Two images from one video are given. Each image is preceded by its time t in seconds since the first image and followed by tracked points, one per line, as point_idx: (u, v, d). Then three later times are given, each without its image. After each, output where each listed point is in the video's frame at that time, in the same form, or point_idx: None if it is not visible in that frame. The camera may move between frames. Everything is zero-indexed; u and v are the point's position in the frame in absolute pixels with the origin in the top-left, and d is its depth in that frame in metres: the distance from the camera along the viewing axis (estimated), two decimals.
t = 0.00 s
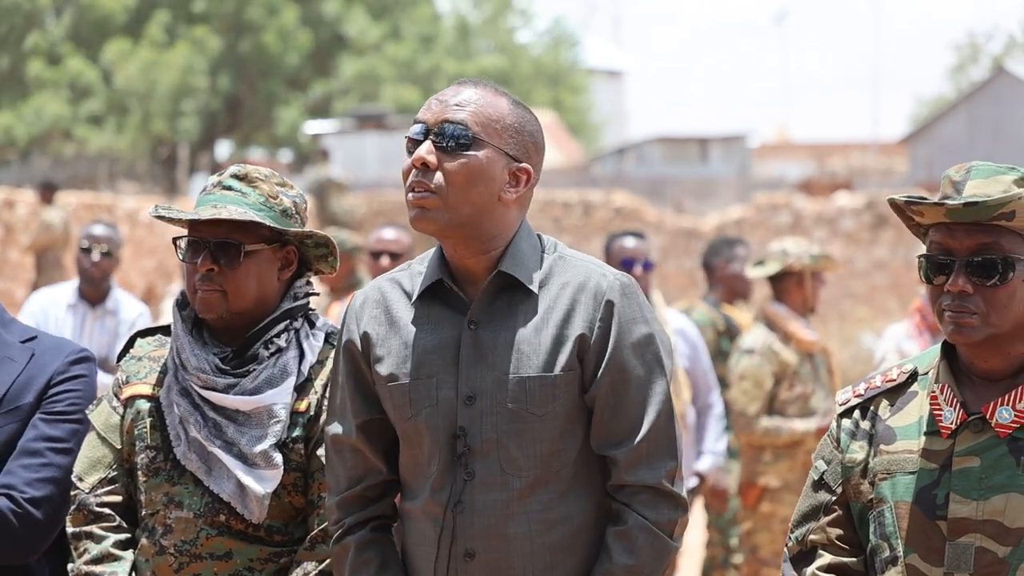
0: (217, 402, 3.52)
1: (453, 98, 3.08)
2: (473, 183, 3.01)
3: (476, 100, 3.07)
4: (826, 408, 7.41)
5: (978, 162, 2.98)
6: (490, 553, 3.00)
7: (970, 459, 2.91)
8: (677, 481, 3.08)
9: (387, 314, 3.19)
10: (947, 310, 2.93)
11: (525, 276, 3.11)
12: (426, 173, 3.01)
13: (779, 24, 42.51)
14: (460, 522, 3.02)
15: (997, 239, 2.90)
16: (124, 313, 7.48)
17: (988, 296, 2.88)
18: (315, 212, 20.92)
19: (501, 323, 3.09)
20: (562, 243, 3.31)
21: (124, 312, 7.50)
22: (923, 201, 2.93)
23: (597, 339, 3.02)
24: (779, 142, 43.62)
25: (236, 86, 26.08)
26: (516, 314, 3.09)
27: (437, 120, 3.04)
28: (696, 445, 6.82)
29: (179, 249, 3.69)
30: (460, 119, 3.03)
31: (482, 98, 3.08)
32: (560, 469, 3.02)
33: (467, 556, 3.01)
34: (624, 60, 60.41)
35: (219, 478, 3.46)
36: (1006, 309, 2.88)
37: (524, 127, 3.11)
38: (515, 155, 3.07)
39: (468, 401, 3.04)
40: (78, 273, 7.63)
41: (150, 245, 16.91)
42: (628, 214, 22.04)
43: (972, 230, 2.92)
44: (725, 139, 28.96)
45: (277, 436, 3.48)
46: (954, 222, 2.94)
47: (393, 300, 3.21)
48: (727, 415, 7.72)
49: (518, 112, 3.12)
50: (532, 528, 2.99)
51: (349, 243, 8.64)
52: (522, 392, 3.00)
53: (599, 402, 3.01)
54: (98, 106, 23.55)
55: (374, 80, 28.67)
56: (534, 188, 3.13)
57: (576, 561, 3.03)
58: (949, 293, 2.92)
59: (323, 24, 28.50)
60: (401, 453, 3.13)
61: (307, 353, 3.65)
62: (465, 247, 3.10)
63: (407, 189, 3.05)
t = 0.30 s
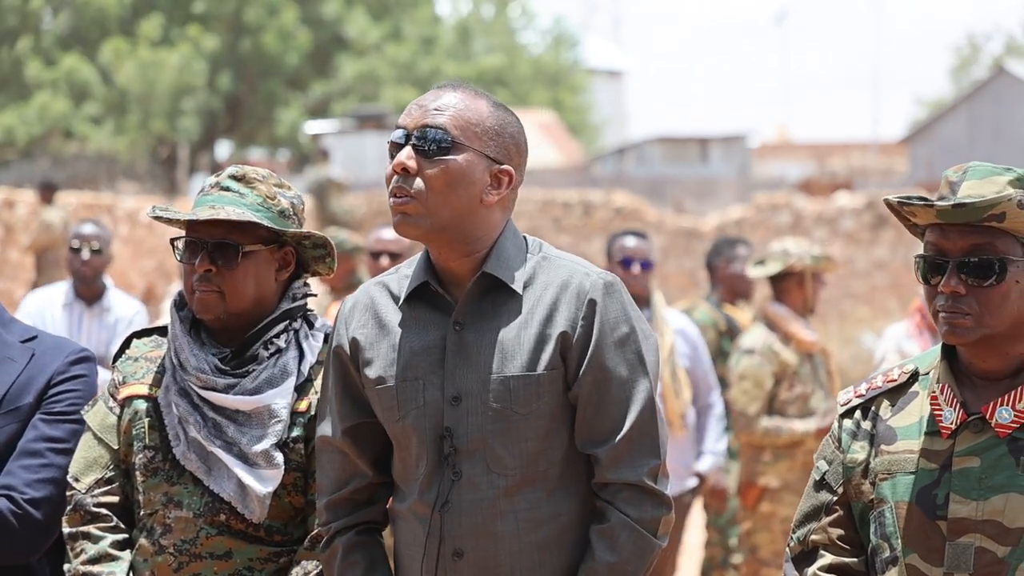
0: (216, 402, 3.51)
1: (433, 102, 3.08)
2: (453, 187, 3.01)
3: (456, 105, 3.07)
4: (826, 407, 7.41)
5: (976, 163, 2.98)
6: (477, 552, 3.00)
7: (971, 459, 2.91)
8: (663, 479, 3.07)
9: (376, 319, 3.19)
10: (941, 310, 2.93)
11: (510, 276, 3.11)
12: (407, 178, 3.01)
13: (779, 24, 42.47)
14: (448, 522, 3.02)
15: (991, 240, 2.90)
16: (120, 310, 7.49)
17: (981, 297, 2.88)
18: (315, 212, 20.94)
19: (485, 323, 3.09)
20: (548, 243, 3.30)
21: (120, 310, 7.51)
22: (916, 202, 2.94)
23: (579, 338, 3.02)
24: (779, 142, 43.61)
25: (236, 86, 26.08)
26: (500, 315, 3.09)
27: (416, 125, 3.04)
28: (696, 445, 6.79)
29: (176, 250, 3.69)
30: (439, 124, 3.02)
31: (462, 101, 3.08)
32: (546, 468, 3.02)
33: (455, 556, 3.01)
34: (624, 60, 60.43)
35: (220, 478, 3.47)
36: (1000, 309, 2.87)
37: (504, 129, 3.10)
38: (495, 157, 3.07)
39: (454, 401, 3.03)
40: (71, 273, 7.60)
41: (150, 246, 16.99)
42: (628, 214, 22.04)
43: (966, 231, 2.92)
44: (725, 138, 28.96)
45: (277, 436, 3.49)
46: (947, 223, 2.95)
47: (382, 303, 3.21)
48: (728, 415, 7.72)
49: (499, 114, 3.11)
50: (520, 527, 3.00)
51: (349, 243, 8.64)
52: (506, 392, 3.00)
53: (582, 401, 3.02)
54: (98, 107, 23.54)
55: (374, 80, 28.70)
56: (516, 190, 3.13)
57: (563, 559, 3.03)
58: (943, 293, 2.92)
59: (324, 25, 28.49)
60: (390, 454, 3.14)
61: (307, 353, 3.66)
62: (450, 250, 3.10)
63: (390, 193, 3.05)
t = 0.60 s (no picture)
0: (216, 401, 3.50)
1: (427, 107, 3.07)
2: (447, 193, 3.00)
3: (450, 109, 3.06)
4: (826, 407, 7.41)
5: (979, 163, 2.98)
6: (470, 549, 2.99)
7: (976, 458, 2.91)
8: (655, 479, 3.07)
9: (371, 321, 3.19)
10: (942, 311, 2.94)
11: (503, 277, 3.10)
12: (401, 183, 3.00)
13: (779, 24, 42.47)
14: (441, 519, 3.01)
15: (991, 241, 2.90)
16: (117, 310, 7.49)
17: (981, 298, 2.88)
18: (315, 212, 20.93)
19: (480, 323, 3.09)
20: (541, 245, 3.30)
21: (117, 309, 7.52)
22: (916, 201, 2.94)
23: (573, 337, 3.02)
24: (779, 142, 43.62)
25: (235, 86, 26.06)
26: (494, 315, 3.09)
27: (411, 130, 3.03)
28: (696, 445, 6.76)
29: (176, 249, 3.68)
30: (433, 130, 3.01)
31: (456, 106, 3.07)
32: (540, 466, 3.01)
33: (448, 553, 3.00)
34: (624, 60, 60.45)
35: (221, 478, 3.46)
36: (999, 310, 2.87)
37: (497, 133, 3.09)
38: (489, 161, 3.06)
39: (447, 400, 3.03)
40: (67, 273, 7.63)
41: (150, 245, 16.96)
42: (628, 214, 22.03)
43: (966, 232, 2.92)
44: (725, 138, 28.96)
45: (279, 436, 3.49)
46: (947, 223, 2.94)
47: (376, 306, 3.21)
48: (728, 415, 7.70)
49: (493, 118, 3.10)
50: (512, 524, 2.98)
51: (348, 243, 8.63)
52: (501, 390, 3.00)
53: (575, 400, 3.01)
54: (96, 107, 23.52)
55: (375, 81, 28.70)
56: (510, 193, 3.13)
57: (555, 557, 3.02)
58: (943, 293, 2.93)
59: (323, 25, 28.47)
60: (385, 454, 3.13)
61: (308, 354, 3.66)
62: (446, 253, 3.09)
63: (384, 199, 3.04)
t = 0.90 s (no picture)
0: (218, 401, 3.49)
1: (428, 110, 3.06)
2: (449, 197, 3.00)
3: (451, 111, 3.05)
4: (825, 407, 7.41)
5: (984, 163, 2.98)
6: (467, 544, 2.98)
7: (980, 459, 2.90)
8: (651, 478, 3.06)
9: (372, 320, 3.18)
10: (945, 311, 2.93)
11: (502, 276, 3.10)
12: (402, 187, 2.99)
13: (780, 24, 42.47)
14: (438, 515, 3.00)
15: (995, 242, 2.89)
16: (117, 310, 7.49)
17: (985, 299, 2.88)
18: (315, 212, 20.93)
19: (479, 320, 3.09)
20: (541, 246, 3.30)
21: (117, 309, 7.51)
22: (920, 202, 2.93)
23: (572, 336, 3.02)
24: (779, 142, 43.60)
25: (235, 86, 26.04)
26: (493, 312, 3.09)
27: (412, 133, 3.03)
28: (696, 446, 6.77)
29: (177, 248, 3.67)
30: (435, 134, 3.01)
31: (457, 108, 3.06)
32: (537, 463, 3.01)
33: (445, 548, 2.99)
34: (624, 60, 60.44)
35: (222, 477, 3.46)
36: (1002, 311, 2.87)
37: (498, 136, 3.09)
38: (490, 164, 3.06)
39: (447, 397, 3.02)
40: (66, 273, 7.63)
41: (150, 245, 16.95)
42: (628, 214, 22.02)
43: (970, 232, 2.92)
44: (725, 138, 28.95)
45: (281, 436, 3.49)
46: (951, 224, 2.94)
47: (375, 304, 3.21)
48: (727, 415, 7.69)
49: (494, 120, 3.10)
50: (509, 521, 2.98)
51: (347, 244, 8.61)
52: (500, 387, 2.99)
53: (573, 399, 3.01)
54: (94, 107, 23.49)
55: (375, 81, 28.70)
56: (510, 194, 3.13)
57: (552, 556, 3.01)
58: (947, 293, 2.92)
59: (323, 24, 28.45)
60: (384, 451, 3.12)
61: (309, 353, 3.67)
62: (447, 254, 3.09)
63: (385, 202, 3.03)
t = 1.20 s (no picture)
0: (218, 401, 3.49)
1: (439, 108, 3.05)
2: (458, 196, 3.01)
3: (462, 111, 3.05)
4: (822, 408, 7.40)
5: (992, 162, 2.98)
6: (468, 543, 2.98)
7: (985, 459, 2.91)
8: (653, 480, 3.06)
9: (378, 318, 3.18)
10: (947, 308, 2.94)
11: (508, 276, 3.10)
12: (411, 185, 3.00)
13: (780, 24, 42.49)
14: (440, 512, 3.00)
15: (999, 241, 2.89)
16: (118, 310, 7.49)
17: (986, 297, 2.88)
18: (315, 211, 20.93)
19: (484, 319, 3.09)
20: (547, 248, 3.29)
21: (117, 309, 7.51)
22: (923, 198, 2.93)
23: (577, 336, 3.02)
24: (780, 142, 43.61)
25: (235, 86, 26.05)
26: (498, 312, 3.09)
27: (422, 131, 3.02)
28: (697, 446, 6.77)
29: (175, 246, 3.66)
30: (444, 132, 3.01)
31: (467, 107, 3.06)
32: (539, 461, 3.01)
33: (447, 546, 2.99)
34: (624, 60, 60.45)
35: (224, 477, 3.45)
36: (1005, 310, 2.87)
37: (508, 136, 3.09)
38: (499, 164, 3.06)
39: (451, 395, 3.02)
40: (66, 273, 7.63)
41: (150, 245, 16.95)
42: (628, 214, 22.02)
43: (974, 229, 2.92)
44: (725, 138, 28.95)
45: (283, 436, 3.49)
46: (955, 220, 2.94)
47: (379, 303, 3.20)
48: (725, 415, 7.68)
49: (503, 121, 3.10)
50: (511, 519, 2.98)
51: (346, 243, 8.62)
52: (505, 386, 3.00)
53: (577, 401, 3.01)
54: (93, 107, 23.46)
55: (374, 80, 28.70)
56: (518, 195, 3.12)
57: (552, 557, 3.00)
58: (949, 290, 2.93)
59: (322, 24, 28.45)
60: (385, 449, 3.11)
61: (308, 353, 3.67)
62: (453, 252, 3.09)
63: (393, 199, 3.04)
